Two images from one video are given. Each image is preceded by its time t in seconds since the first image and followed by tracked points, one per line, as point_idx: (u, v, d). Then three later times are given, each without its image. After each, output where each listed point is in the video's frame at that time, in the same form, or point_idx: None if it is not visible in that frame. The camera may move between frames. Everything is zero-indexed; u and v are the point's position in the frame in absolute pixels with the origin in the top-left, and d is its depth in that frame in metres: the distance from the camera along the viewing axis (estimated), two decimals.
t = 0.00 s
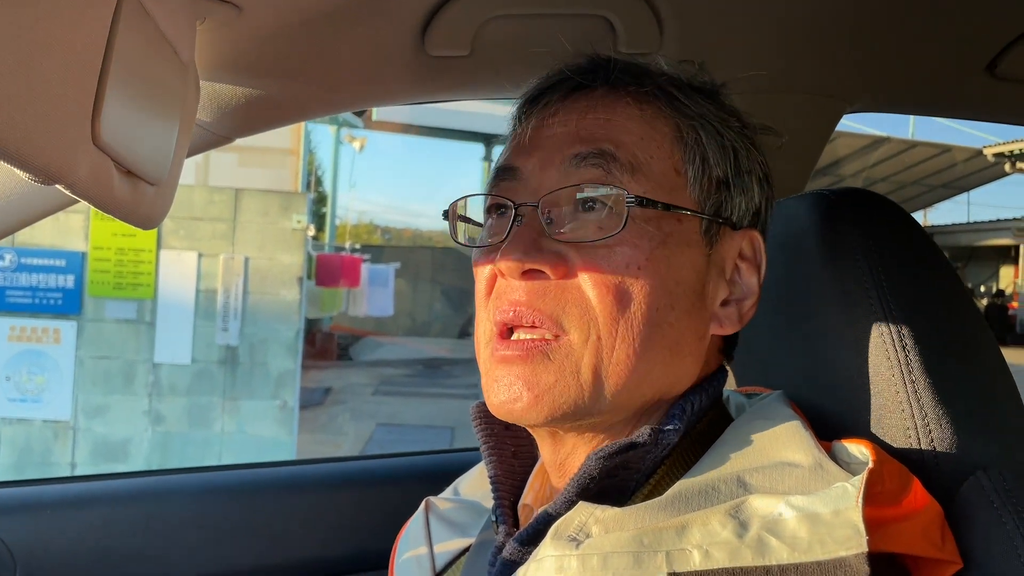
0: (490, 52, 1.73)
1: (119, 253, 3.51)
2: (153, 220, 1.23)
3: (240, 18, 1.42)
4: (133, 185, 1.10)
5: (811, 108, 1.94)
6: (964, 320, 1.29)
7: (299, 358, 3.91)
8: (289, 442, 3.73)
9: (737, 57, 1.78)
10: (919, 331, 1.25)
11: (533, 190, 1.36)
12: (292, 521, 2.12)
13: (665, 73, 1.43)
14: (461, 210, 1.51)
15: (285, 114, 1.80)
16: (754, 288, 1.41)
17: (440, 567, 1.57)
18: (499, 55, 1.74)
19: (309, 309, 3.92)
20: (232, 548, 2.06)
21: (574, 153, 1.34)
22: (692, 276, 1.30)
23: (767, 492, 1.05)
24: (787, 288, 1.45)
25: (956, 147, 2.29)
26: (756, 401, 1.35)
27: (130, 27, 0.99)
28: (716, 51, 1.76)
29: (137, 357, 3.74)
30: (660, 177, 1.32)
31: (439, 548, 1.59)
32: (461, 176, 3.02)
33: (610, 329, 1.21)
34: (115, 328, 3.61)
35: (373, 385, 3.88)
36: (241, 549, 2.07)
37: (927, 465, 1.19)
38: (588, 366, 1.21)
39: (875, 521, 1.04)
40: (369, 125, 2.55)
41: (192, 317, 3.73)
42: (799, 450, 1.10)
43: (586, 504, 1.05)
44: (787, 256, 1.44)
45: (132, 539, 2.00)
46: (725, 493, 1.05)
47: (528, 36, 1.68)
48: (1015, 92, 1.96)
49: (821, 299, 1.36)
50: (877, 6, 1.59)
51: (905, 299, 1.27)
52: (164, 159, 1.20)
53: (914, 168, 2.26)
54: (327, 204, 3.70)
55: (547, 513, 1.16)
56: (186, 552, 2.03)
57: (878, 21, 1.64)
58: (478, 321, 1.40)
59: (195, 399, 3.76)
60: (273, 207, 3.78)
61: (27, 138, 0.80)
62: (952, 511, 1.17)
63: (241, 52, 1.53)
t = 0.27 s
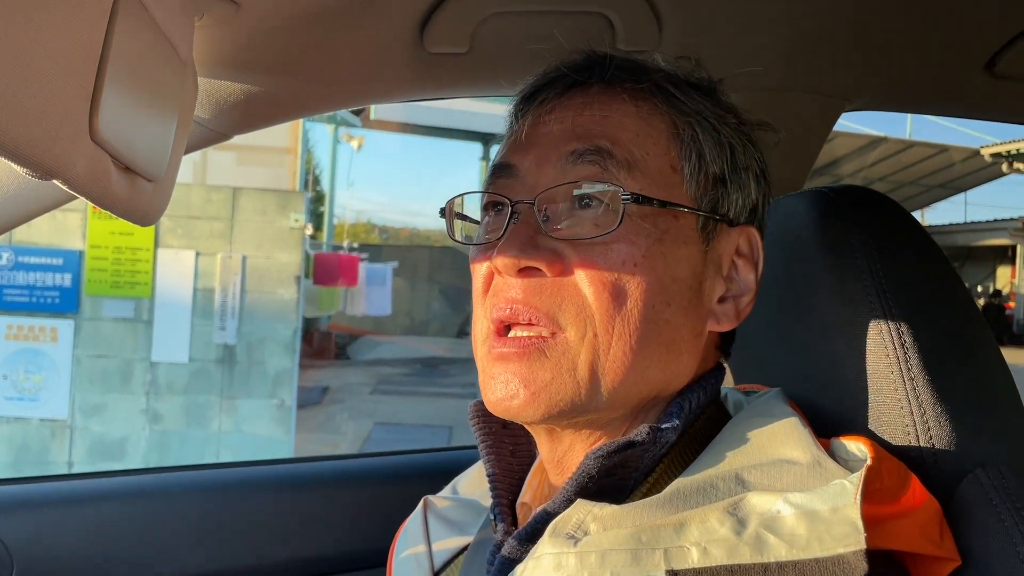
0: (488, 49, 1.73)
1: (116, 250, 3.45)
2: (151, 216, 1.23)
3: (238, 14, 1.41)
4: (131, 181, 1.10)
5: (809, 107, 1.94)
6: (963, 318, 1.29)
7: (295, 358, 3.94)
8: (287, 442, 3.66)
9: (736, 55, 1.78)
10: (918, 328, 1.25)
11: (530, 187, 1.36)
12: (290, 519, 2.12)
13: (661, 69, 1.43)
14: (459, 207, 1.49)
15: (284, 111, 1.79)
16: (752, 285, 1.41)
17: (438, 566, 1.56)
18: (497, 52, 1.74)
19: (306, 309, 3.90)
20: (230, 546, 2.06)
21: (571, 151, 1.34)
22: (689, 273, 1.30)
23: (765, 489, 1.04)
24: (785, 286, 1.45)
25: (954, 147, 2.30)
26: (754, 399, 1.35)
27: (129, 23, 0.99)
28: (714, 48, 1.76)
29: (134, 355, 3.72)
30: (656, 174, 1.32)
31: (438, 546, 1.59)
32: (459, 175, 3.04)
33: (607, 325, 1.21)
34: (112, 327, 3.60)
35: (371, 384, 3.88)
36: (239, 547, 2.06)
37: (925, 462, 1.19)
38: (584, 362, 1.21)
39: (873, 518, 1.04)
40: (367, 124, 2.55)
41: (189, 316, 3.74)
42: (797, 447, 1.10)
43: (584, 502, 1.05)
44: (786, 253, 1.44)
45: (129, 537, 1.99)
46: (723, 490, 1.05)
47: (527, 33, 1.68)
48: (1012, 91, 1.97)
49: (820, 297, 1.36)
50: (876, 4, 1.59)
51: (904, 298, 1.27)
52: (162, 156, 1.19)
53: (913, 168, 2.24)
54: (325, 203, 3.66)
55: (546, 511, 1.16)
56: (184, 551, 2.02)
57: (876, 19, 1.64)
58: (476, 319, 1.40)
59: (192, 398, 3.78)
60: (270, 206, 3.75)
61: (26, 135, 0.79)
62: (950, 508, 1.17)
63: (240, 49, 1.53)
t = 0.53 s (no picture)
0: (487, 48, 1.73)
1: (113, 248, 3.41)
2: (149, 215, 1.22)
3: (236, 12, 1.41)
4: (129, 180, 1.10)
5: (807, 106, 1.94)
6: (961, 317, 1.29)
7: (294, 357, 3.93)
8: (284, 442, 3.61)
9: (734, 54, 1.78)
10: (916, 328, 1.25)
11: (520, 194, 1.36)
12: (289, 518, 2.12)
13: (647, 69, 1.42)
14: (449, 215, 1.50)
15: (283, 109, 1.79)
16: (745, 282, 1.41)
17: (436, 566, 1.55)
18: (496, 51, 1.74)
19: (304, 308, 3.93)
20: (228, 545, 2.05)
21: (559, 158, 1.34)
22: (682, 275, 1.30)
23: (763, 488, 1.04)
24: (783, 285, 1.45)
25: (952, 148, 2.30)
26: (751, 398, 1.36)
27: (127, 20, 0.99)
28: (713, 47, 1.76)
29: (132, 354, 3.70)
30: (645, 177, 1.32)
31: (436, 545, 1.58)
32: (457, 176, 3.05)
33: (598, 333, 1.21)
34: (110, 326, 3.56)
35: (369, 383, 3.91)
36: (237, 545, 2.06)
37: (922, 461, 1.20)
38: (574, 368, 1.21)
39: (870, 517, 1.04)
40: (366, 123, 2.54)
41: (187, 315, 3.72)
42: (794, 446, 1.10)
43: (582, 501, 1.05)
44: (785, 252, 1.44)
45: (127, 536, 1.99)
46: (721, 489, 1.05)
47: (526, 32, 1.68)
48: (1010, 91, 1.97)
49: (819, 296, 1.36)
50: (874, 4, 1.59)
51: (903, 297, 1.27)
52: (160, 155, 1.19)
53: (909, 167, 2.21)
54: (322, 203, 3.70)
55: (546, 512, 1.16)
56: (182, 550, 2.02)
57: (875, 18, 1.64)
58: (472, 328, 1.40)
59: (190, 397, 3.75)
60: (269, 205, 3.76)
61: (24, 131, 0.79)
62: (947, 507, 1.17)
63: (238, 47, 1.52)
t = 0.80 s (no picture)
0: (487, 48, 1.73)
1: (112, 250, 3.46)
2: (148, 215, 1.23)
3: (236, 11, 1.41)
4: (128, 178, 1.10)
5: (806, 106, 1.94)
6: (960, 317, 1.29)
7: (292, 356, 3.94)
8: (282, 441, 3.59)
9: (734, 54, 1.78)
10: (915, 327, 1.25)
11: (528, 187, 1.36)
12: (287, 518, 2.12)
13: (658, 68, 1.43)
14: (457, 206, 1.50)
15: (283, 109, 1.79)
16: (750, 283, 1.41)
17: (437, 565, 1.55)
18: (496, 51, 1.74)
19: (304, 308, 3.93)
20: (226, 545, 2.05)
21: (568, 150, 1.34)
22: (686, 272, 1.30)
23: (764, 487, 1.04)
24: (783, 284, 1.45)
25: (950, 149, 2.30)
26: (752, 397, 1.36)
27: (127, 19, 0.99)
28: (713, 47, 1.76)
29: (129, 354, 3.72)
30: (652, 173, 1.32)
31: (437, 545, 1.58)
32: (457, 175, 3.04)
33: (601, 325, 1.21)
34: (108, 326, 3.58)
35: (368, 383, 3.86)
36: (236, 544, 2.06)
37: (921, 460, 1.20)
38: (578, 360, 1.21)
39: (870, 515, 1.05)
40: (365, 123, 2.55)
41: (186, 315, 3.72)
42: (795, 445, 1.11)
43: (583, 499, 1.05)
44: (785, 251, 1.44)
45: (125, 536, 1.99)
46: (721, 488, 1.05)
47: (526, 32, 1.68)
48: (1008, 91, 1.97)
49: (819, 296, 1.36)
50: (874, 3, 1.60)
51: (902, 296, 1.27)
52: (160, 154, 1.19)
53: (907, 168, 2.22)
54: (321, 203, 3.67)
55: (547, 511, 1.17)
56: (180, 549, 2.02)
57: (874, 18, 1.64)
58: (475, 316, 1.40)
59: (189, 397, 3.76)
60: (267, 205, 3.76)
61: (22, 128, 0.79)
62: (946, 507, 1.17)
63: (238, 46, 1.52)
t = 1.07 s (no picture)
0: (486, 49, 1.73)
1: (111, 250, 3.47)
2: (147, 214, 1.23)
3: (235, 11, 1.41)
4: (126, 178, 1.10)
5: (805, 107, 1.94)
6: (958, 317, 1.29)
7: (290, 356, 3.91)
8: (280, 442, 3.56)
9: (733, 55, 1.78)
10: (914, 327, 1.25)
11: (524, 188, 1.36)
12: (286, 518, 2.12)
13: (654, 68, 1.43)
14: (455, 209, 1.49)
15: (281, 109, 1.79)
16: (747, 284, 1.41)
17: (435, 565, 1.55)
18: (494, 52, 1.75)
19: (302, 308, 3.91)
20: (225, 545, 2.05)
21: (564, 152, 1.34)
22: (682, 273, 1.30)
23: (762, 487, 1.04)
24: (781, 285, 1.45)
25: (949, 150, 2.31)
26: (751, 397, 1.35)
27: (126, 17, 0.99)
28: (712, 48, 1.76)
29: (128, 354, 3.71)
30: (648, 174, 1.32)
31: (436, 545, 1.58)
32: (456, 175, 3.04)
33: (597, 326, 1.21)
34: (107, 327, 3.57)
35: (366, 383, 3.86)
36: (235, 544, 2.06)
37: (919, 459, 1.20)
38: (575, 361, 1.21)
39: (869, 516, 1.04)
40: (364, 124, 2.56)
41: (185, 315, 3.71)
42: (793, 446, 1.10)
43: (581, 500, 1.05)
44: (784, 252, 1.44)
45: (123, 536, 1.98)
46: (720, 488, 1.06)
47: (524, 33, 1.68)
48: (1006, 91, 1.98)
49: (817, 296, 1.36)
50: (872, 4, 1.60)
51: (900, 296, 1.28)
52: (159, 153, 1.19)
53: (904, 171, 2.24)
54: (319, 203, 3.69)
55: (545, 512, 1.17)
56: (178, 549, 2.02)
57: (873, 18, 1.65)
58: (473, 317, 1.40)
59: (188, 397, 3.72)
60: (266, 205, 3.76)
61: (21, 127, 0.79)
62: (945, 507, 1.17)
63: (237, 46, 1.52)
